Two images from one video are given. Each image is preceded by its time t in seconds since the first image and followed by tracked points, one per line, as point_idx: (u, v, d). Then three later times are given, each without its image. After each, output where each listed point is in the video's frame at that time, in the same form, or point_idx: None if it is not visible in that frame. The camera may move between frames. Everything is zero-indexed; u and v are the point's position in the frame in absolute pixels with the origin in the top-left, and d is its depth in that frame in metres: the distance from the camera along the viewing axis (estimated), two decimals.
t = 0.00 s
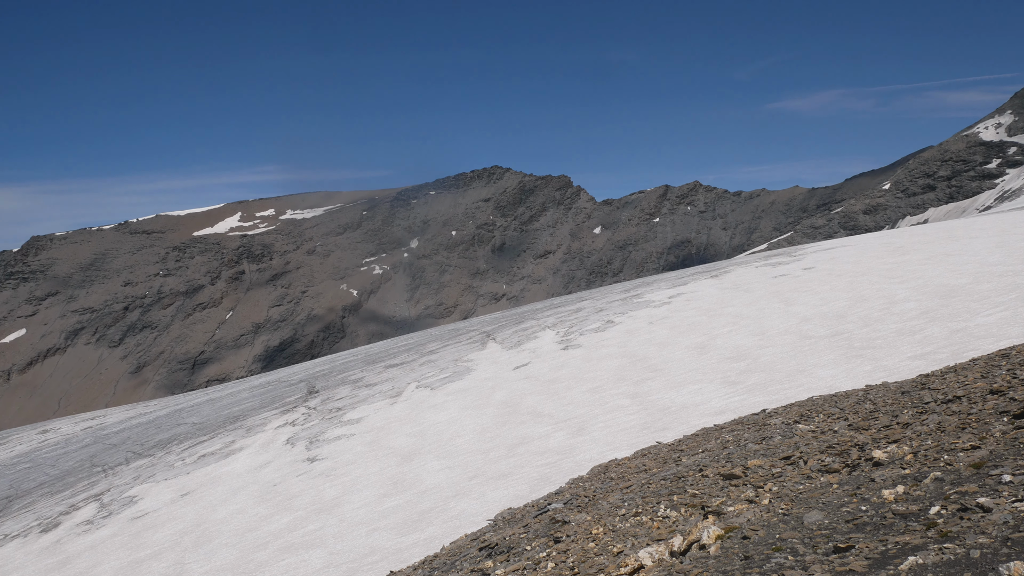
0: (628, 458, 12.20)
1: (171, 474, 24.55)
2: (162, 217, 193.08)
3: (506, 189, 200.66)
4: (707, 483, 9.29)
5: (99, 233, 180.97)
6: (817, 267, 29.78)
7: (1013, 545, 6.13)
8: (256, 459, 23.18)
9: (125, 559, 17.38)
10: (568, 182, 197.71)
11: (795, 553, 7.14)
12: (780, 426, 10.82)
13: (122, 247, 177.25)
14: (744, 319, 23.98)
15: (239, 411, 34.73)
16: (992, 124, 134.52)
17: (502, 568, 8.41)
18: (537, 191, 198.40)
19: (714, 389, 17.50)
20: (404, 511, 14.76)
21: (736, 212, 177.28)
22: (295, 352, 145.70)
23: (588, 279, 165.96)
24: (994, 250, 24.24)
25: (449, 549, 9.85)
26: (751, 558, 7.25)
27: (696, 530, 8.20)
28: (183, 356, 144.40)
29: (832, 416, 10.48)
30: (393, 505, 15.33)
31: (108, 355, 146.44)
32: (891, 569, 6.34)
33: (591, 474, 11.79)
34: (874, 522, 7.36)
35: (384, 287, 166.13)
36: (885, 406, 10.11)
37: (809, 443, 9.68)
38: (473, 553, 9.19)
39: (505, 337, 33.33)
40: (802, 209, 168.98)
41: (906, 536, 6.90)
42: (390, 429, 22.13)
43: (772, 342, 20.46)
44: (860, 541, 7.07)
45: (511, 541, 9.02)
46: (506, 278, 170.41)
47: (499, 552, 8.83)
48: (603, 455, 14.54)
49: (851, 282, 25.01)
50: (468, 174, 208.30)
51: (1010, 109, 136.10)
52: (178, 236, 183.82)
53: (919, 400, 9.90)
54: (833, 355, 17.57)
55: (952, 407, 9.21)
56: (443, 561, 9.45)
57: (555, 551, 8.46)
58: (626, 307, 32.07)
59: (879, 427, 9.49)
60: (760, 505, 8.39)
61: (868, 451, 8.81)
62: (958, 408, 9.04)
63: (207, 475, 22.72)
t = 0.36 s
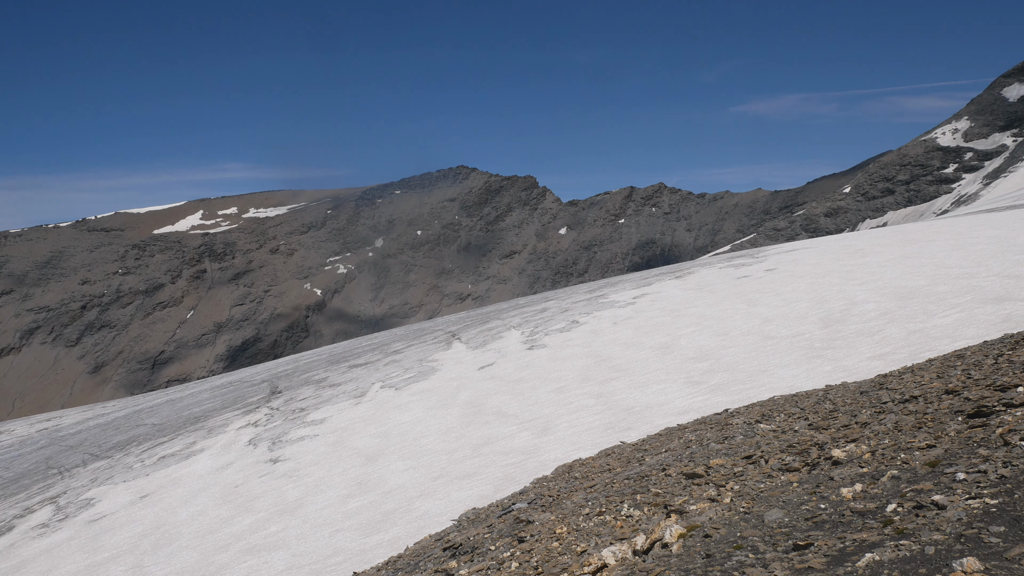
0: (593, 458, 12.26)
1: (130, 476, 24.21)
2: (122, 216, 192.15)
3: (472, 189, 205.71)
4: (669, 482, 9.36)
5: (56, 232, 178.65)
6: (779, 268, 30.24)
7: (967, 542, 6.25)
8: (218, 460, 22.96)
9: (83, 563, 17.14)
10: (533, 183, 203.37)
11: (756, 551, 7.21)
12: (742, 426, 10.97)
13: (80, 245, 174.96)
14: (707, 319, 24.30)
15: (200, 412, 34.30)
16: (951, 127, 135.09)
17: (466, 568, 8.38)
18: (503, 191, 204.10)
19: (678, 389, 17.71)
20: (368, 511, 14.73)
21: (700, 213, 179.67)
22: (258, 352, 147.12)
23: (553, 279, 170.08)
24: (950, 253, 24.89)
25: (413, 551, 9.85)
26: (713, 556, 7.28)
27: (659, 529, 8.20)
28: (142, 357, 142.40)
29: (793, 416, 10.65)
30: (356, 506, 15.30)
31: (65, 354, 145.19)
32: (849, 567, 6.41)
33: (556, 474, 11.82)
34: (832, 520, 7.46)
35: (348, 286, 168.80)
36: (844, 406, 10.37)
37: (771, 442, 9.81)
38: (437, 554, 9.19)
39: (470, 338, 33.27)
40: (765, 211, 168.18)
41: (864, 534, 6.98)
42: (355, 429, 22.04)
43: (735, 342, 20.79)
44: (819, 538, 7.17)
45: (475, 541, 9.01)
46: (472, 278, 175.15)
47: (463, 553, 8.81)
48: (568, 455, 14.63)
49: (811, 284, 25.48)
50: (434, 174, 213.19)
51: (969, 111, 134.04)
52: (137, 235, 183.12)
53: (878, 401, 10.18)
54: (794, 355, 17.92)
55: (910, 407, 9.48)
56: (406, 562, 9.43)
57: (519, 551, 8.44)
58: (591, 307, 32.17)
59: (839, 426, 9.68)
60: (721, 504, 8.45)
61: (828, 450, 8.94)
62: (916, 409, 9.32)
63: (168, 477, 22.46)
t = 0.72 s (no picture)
0: (559, 456, 12.25)
1: (88, 476, 23.85)
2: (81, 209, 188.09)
3: (438, 186, 204.94)
4: (633, 481, 9.39)
5: (12, 227, 174.85)
6: (743, 268, 30.59)
7: (923, 537, 6.40)
8: (179, 460, 22.68)
9: (39, 565, 16.86)
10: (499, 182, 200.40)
11: (718, 548, 7.26)
12: (704, 424, 11.09)
13: (37, 239, 171.39)
14: (671, 319, 24.56)
15: (160, 411, 33.74)
16: (910, 130, 137.20)
17: (431, 567, 8.34)
18: (470, 190, 201.77)
19: (642, 388, 17.86)
20: (332, 511, 14.68)
21: (665, 213, 179.88)
22: (221, 350, 147.46)
23: (519, 278, 169.41)
24: (908, 253, 25.57)
25: (379, 550, 9.83)
26: (676, 554, 7.30)
27: (622, 527, 8.21)
28: (101, 355, 142.63)
29: (754, 415, 10.81)
30: (319, 506, 15.24)
31: (22, 353, 144.19)
32: (809, 564, 6.47)
33: (521, 472, 11.82)
34: (792, 517, 7.55)
35: (313, 284, 170.02)
36: (805, 405, 10.57)
37: (734, 440, 9.90)
38: (400, 553, 9.16)
39: (436, 336, 33.13)
40: (728, 212, 170.95)
41: (823, 530, 7.08)
42: (319, 427, 21.92)
43: (699, 341, 21.07)
44: (779, 536, 7.25)
45: (440, 540, 8.97)
46: (437, 277, 174.11)
47: (428, 552, 8.79)
48: (533, 454, 14.68)
49: (774, 284, 25.89)
50: (400, 171, 211.62)
51: (928, 114, 136.86)
52: (95, 230, 180.15)
53: (837, 399, 10.41)
54: (757, 354, 18.22)
55: (869, 405, 9.71)
56: (373, 561, 9.41)
57: (484, 550, 8.39)
58: (557, 306, 32.17)
59: (801, 425, 9.82)
60: (685, 501, 8.49)
61: (788, 448, 9.05)
62: (875, 407, 9.55)
63: (127, 477, 22.16)
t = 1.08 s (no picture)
0: (527, 459, 12.26)
1: (49, 481, 23.43)
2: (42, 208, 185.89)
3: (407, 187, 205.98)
4: (601, 483, 9.40)
5: None
6: (710, 271, 31.02)
7: (884, 538, 6.48)
8: (142, 464, 22.39)
9: None
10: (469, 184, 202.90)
11: (685, 549, 7.28)
12: (672, 426, 11.19)
13: None
14: (640, 321, 24.80)
15: (124, 414, 33.25)
16: (873, 137, 139.31)
17: (397, 570, 8.31)
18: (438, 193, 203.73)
19: (611, 390, 18.01)
20: (299, 515, 14.61)
21: (634, 217, 188.10)
22: (186, 352, 147.59)
23: (488, 280, 173.06)
24: (871, 257, 26.27)
25: (345, 553, 9.80)
26: (643, 555, 7.30)
27: (590, 529, 8.21)
28: (64, 357, 141.80)
29: (722, 416, 10.95)
30: (285, 510, 15.14)
31: None
32: (774, 564, 6.51)
33: (489, 475, 11.82)
34: (758, 518, 7.59)
35: (280, 286, 171.39)
36: (771, 406, 10.73)
37: (701, 442, 9.97)
38: (366, 557, 9.10)
39: (405, 338, 33.07)
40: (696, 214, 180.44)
41: (788, 531, 7.13)
42: (286, 430, 21.73)
43: (668, 344, 21.32)
44: (745, 536, 7.29)
45: (407, 544, 8.96)
46: (406, 280, 173.44)
47: (395, 555, 8.74)
48: (502, 456, 14.76)
49: (740, 288, 26.32)
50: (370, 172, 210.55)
51: (891, 120, 138.74)
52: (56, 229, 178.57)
53: (803, 400, 10.59)
54: (725, 356, 18.51)
55: (833, 407, 9.88)
56: (339, 565, 9.36)
57: (451, 553, 8.35)
58: (525, 309, 32.26)
59: (766, 426, 9.93)
60: (652, 503, 8.50)
61: (754, 449, 9.13)
62: (839, 408, 9.72)
63: (89, 481, 21.81)
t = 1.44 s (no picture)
0: (498, 463, 12.29)
1: (11, 487, 23.01)
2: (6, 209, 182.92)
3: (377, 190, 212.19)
4: (572, 486, 9.39)
5: None
6: (681, 275, 31.33)
7: (850, 539, 6.56)
8: (107, 469, 22.12)
9: None
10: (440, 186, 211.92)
11: (654, 551, 7.27)
12: (643, 430, 11.29)
13: None
14: (612, 325, 24.95)
15: (89, 418, 32.70)
16: (841, 142, 147.33)
17: None
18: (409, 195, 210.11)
19: (582, 394, 18.10)
20: (268, 520, 14.54)
21: (605, 221, 187.44)
22: (152, 356, 146.24)
23: (460, 283, 173.11)
24: (839, 261, 26.75)
25: (315, 559, 9.77)
26: (611, 558, 7.28)
27: (560, 532, 8.18)
28: (27, 361, 139.22)
29: (692, 420, 11.10)
30: (255, 514, 15.07)
31: None
32: (741, 566, 6.54)
33: (460, 479, 11.86)
34: (726, 520, 7.64)
35: (250, 288, 172.67)
36: (740, 409, 10.91)
37: (671, 446, 10.03)
38: (337, 563, 9.06)
39: (376, 342, 32.90)
40: (666, 219, 179.78)
41: (756, 533, 7.18)
42: (255, 434, 21.59)
43: (638, 347, 21.50)
44: (714, 539, 7.31)
45: (377, 549, 8.92)
46: (376, 283, 175.77)
47: (365, 561, 8.70)
48: (473, 461, 14.81)
49: (711, 291, 26.63)
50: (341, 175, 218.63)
51: (858, 126, 146.89)
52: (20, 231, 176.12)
53: (772, 404, 10.75)
54: (695, 360, 18.72)
55: (800, 410, 10.03)
56: (307, 571, 9.33)
57: (421, 557, 8.30)
58: (497, 312, 32.28)
59: (734, 430, 10.05)
60: (622, 506, 8.51)
61: (723, 452, 9.18)
62: (808, 411, 9.87)
63: (52, 487, 21.48)
